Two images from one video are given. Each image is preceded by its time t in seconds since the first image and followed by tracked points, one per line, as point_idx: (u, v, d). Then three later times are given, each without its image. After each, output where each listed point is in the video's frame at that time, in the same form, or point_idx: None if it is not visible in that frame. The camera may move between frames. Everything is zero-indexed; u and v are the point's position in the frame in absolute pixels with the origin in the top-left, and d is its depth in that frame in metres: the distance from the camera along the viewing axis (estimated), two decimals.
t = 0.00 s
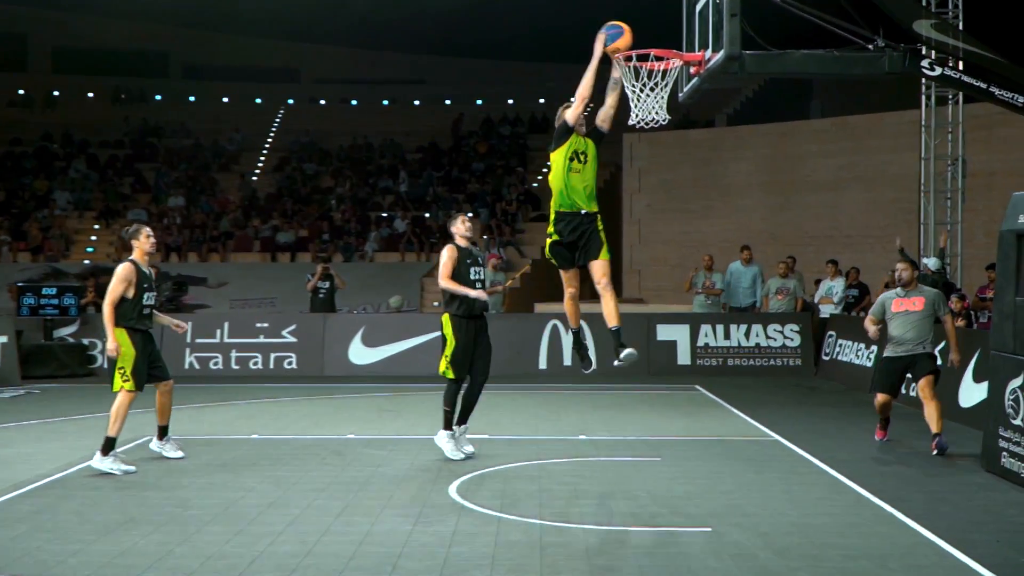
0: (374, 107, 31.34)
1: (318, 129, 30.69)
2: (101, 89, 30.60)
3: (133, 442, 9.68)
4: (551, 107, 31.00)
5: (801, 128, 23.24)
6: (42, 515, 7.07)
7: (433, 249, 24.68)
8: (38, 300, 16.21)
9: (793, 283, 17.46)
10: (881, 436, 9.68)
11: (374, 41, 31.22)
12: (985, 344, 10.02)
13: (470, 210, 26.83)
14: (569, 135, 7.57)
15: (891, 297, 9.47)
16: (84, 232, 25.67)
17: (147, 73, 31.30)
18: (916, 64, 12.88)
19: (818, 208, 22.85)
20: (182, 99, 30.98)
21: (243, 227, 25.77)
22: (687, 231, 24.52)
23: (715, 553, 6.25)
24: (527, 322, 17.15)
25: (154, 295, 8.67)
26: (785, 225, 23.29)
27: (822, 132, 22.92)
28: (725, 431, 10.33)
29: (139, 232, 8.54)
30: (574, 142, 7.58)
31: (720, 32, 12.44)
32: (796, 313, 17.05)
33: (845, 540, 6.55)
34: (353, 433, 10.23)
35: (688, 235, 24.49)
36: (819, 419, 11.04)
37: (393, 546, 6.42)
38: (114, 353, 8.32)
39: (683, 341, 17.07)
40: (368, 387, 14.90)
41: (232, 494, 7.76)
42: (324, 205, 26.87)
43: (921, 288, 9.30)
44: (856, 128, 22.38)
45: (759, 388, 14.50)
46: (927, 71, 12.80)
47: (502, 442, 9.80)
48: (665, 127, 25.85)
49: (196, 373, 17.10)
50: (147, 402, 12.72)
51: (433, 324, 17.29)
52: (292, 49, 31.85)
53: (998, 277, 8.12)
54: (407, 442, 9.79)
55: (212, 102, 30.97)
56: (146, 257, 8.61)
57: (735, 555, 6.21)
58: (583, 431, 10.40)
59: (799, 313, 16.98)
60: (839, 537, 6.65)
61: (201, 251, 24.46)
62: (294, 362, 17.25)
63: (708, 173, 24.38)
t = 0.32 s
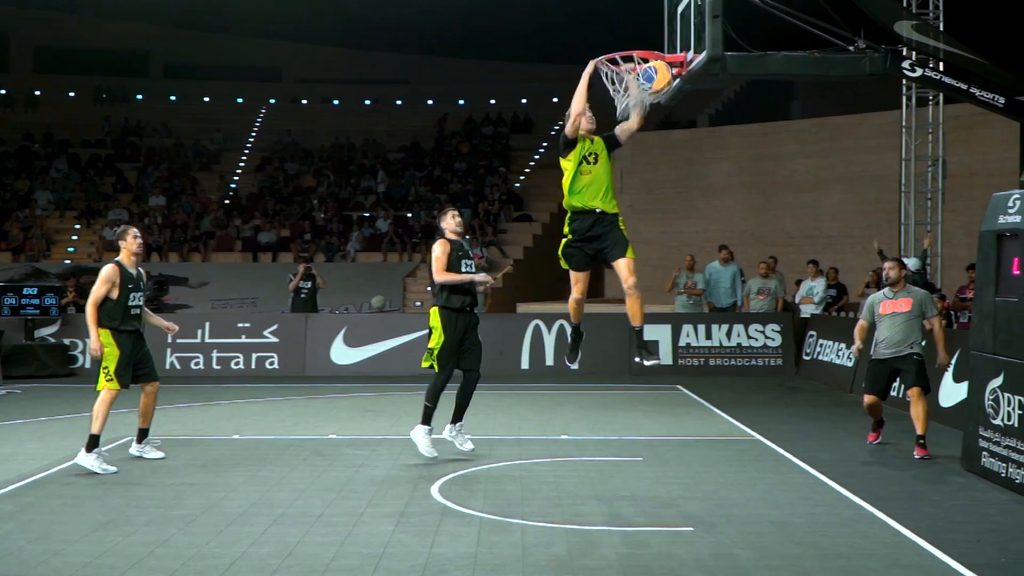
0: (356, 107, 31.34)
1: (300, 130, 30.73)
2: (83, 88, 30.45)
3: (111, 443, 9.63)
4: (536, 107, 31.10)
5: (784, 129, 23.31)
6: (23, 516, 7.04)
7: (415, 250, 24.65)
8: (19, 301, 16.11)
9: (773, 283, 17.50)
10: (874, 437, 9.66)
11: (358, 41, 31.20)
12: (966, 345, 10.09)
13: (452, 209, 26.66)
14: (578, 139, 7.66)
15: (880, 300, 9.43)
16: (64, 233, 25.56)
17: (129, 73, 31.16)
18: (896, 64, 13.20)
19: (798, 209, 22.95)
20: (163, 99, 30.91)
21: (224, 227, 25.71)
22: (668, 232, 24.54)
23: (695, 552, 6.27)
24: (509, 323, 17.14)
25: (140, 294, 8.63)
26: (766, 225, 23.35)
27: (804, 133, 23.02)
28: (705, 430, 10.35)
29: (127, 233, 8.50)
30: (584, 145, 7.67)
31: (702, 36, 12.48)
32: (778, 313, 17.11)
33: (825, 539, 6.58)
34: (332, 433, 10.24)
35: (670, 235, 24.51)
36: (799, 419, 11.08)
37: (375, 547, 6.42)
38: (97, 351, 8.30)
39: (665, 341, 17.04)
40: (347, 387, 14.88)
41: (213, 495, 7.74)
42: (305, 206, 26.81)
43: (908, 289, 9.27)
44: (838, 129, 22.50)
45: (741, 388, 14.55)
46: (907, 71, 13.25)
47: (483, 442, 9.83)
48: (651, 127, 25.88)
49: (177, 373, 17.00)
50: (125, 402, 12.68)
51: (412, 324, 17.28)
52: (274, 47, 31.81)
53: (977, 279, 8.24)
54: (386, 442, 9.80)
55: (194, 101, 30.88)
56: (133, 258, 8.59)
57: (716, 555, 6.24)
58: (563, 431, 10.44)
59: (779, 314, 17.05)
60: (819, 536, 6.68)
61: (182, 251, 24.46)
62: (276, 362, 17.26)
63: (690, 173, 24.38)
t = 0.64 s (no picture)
0: (341, 108, 31.36)
1: (284, 130, 30.73)
2: (66, 89, 30.37)
3: (92, 444, 9.59)
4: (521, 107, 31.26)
5: (767, 129, 23.35)
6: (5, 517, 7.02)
7: (400, 250, 24.63)
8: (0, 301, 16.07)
9: (756, 283, 17.54)
10: (869, 441, 9.42)
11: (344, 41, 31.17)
12: (948, 346, 10.13)
13: (437, 210, 26.69)
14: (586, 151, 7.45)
15: (869, 292, 9.42)
16: (47, 233, 25.50)
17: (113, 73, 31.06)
18: (878, 65, 13.33)
19: (782, 210, 23.01)
20: (146, 98, 30.82)
21: (207, 227, 25.68)
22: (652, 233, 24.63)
23: (680, 552, 6.26)
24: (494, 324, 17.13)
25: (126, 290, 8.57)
26: (750, 226, 23.40)
27: (786, 134, 23.05)
28: (688, 430, 10.37)
29: (115, 231, 8.46)
30: (598, 151, 7.42)
31: (683, 34, 12.54)
32: (762, 313, 17.14)
33: (808, 539, 6.59)
34: (315, 433, 10.25)
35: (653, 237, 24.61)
36: (781, 418, 11.10)
37: (358, 547, 6.40)
38: (86, 350, 8.34)
39: (647, 342, 17.13)
40: (329, 387, 14.86)
41: (196, 495, 7.73)
42: (288, 206, 26.78)
43: (896, 282, 9.24)
44: (822, 129, 22.53)
45: (725, 388, 14.58)
46: (890, 72, 13.31)
47: (465, 441, 9.85)
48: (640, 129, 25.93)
49: (160, 374, 16.92)
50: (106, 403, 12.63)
51: (396, 325, 17.29)
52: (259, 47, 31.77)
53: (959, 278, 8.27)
54: (367, 442, 9.80)
55: (177, 101, 30.80)
56: (119, 255, 8.53)
57: (700, 554, 6.24)
58: (545, 430, 10.47)
59: (763, 314, 17.08)
60: (803, 535, 6.69)
61: (164, 251, 24.40)
62: (259, 362, 17.25)
63: (674, 173, 24.45)
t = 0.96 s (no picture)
0: (335, 108, 31.38)
1: (277, 131, 30.76)
2: (59, 88, 30.38)
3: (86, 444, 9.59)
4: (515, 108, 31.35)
5: (759, 129, 23.39)
6: None
7: (393, 250, 24.61)
8: None
9: (748, 283, 17.49)
10: (864, 445, 9.29)
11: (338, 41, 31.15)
12: (939, 345, 10.19)
13: (430, 212, 26.28)
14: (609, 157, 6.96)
15: (865, 285, 9.41)
16: (39, 233, 25.49)
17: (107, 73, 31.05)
18: (870, 65, 13.41)
19: (774, 210, 23.04)
20: (139, 98, 30.82)
21: (200, 226, 25.70)
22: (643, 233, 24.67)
23: (673, 552, 6.26)
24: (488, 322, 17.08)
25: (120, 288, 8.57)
26: (743, 226, 23.42)
27: (778, 134, 23.08)
28: (681, 431, 10.37)
29: (109, 231, 8.46)
30: (623, 158, 6.92)
31: (676, 33, 12.55)
32: (754, 313, 17.15)
33: (801, 539, 6.59)
34: (308, 433, 10.25)
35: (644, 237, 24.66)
36: (775, 419, 11.09)
37: (352, 548, 6.39)
38: (86, 344, 8.34)
39: (640, 342, 17.13)
40: (322, 389, 14.75)
41: (189, 496, 7.72)
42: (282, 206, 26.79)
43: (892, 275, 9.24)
44: (813, 129, 22.56)
45: (717, 388, 14.59)
46: (882, 72, 13.38)
47: (456, 441, 9.85)
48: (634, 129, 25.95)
49: (152, 374, 16.92)
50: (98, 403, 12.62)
51: (389, 324, 17.29)
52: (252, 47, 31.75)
53: (951, 278, 8.28)
54: (360, 442, 9.79)
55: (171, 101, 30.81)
56: (113, 254, 8.55)
57: (693, 554, 6.24)
58: (538, 430, 10.47)
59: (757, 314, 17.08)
60: (796, 535, 6.69)
61: (157, 251, 24.41)
62: (251, 363, 17.24)
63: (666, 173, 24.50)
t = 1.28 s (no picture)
0: (333, 108, 31.39)
1: (275, 131, 30.75)
2: (58, 89, 30.42)
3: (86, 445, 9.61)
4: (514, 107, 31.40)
5: (758, 129, 23.37)
6: None
7: (392, 250, 24.64)
8: None
9: (749, 283, 17.63)
10: (864, 445, 9.23)
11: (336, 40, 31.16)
12: (940, 346, 10.17)
13: (429, 211, 26.43)
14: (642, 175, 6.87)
15: (865, 282, 9.39)
16: (38, 233, 25.50)
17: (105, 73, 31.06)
18: (870, 64, 13.32)
19: (773, 210, 23.04)
20: (137, 98, 30.83)
21: (199, 226, 25.70)
22: (643, 233, 24.66)
23: (672, 552, 6.26)
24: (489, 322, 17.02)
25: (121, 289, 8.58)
26: (743, 226, 23.43)
27: (778, 134, 23.07)
28: (681, 431, 10.39)
29: (107, 232, 8.44)
30: (657, 174, 6.85)
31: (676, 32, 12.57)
32: (754, 314, 17.20)
33: (800, 539, 6.58)
34: (308, 434, 10.27)
35: (644, 237, 24.66)
36: (775, 419, 11.09)
37: (351, 547, 6.38)
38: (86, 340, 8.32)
39: (639, 341, 17.16)
40: (322, 388, 14.80)
41: (188, 496, 7.72)
42: (281, 207, 26.79)
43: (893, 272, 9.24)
44: (813, 129, 22.55)
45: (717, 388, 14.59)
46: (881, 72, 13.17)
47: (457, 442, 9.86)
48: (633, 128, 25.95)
49: (152, 374, 16.94)
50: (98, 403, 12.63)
51: (388, 324, 17.30)
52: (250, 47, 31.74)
53: (949, 280, 8.27)
54: (360, 442, 9.81)
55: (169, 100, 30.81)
56: (111, 254, 8.55)
57: (693, 554, 6.23)
58: (537, 430, 10.49)
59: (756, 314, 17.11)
60: (795, 536, 6.69)
61: (156, 250, 24.42)
62: (250, 363, 17.25)
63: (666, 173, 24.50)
